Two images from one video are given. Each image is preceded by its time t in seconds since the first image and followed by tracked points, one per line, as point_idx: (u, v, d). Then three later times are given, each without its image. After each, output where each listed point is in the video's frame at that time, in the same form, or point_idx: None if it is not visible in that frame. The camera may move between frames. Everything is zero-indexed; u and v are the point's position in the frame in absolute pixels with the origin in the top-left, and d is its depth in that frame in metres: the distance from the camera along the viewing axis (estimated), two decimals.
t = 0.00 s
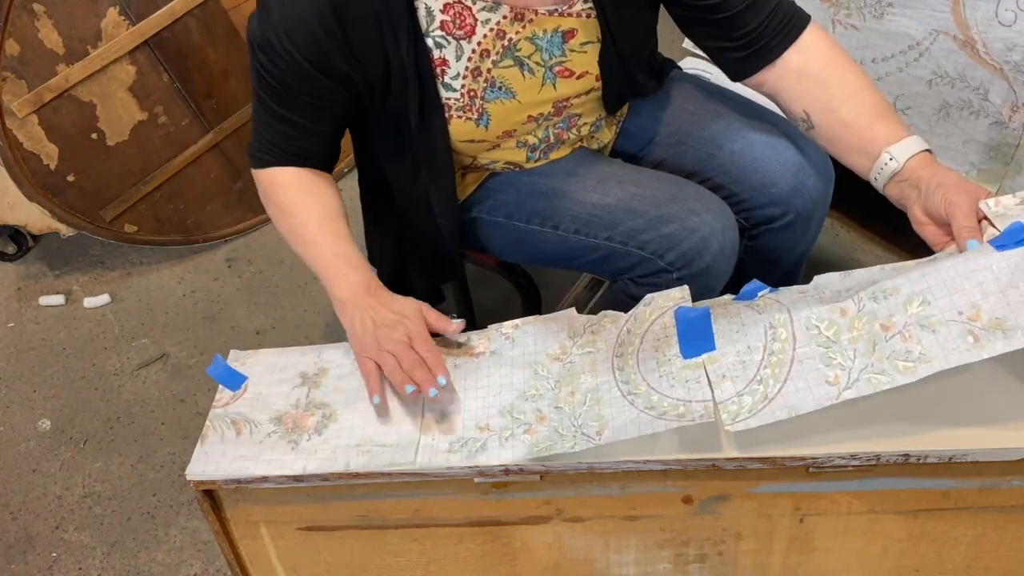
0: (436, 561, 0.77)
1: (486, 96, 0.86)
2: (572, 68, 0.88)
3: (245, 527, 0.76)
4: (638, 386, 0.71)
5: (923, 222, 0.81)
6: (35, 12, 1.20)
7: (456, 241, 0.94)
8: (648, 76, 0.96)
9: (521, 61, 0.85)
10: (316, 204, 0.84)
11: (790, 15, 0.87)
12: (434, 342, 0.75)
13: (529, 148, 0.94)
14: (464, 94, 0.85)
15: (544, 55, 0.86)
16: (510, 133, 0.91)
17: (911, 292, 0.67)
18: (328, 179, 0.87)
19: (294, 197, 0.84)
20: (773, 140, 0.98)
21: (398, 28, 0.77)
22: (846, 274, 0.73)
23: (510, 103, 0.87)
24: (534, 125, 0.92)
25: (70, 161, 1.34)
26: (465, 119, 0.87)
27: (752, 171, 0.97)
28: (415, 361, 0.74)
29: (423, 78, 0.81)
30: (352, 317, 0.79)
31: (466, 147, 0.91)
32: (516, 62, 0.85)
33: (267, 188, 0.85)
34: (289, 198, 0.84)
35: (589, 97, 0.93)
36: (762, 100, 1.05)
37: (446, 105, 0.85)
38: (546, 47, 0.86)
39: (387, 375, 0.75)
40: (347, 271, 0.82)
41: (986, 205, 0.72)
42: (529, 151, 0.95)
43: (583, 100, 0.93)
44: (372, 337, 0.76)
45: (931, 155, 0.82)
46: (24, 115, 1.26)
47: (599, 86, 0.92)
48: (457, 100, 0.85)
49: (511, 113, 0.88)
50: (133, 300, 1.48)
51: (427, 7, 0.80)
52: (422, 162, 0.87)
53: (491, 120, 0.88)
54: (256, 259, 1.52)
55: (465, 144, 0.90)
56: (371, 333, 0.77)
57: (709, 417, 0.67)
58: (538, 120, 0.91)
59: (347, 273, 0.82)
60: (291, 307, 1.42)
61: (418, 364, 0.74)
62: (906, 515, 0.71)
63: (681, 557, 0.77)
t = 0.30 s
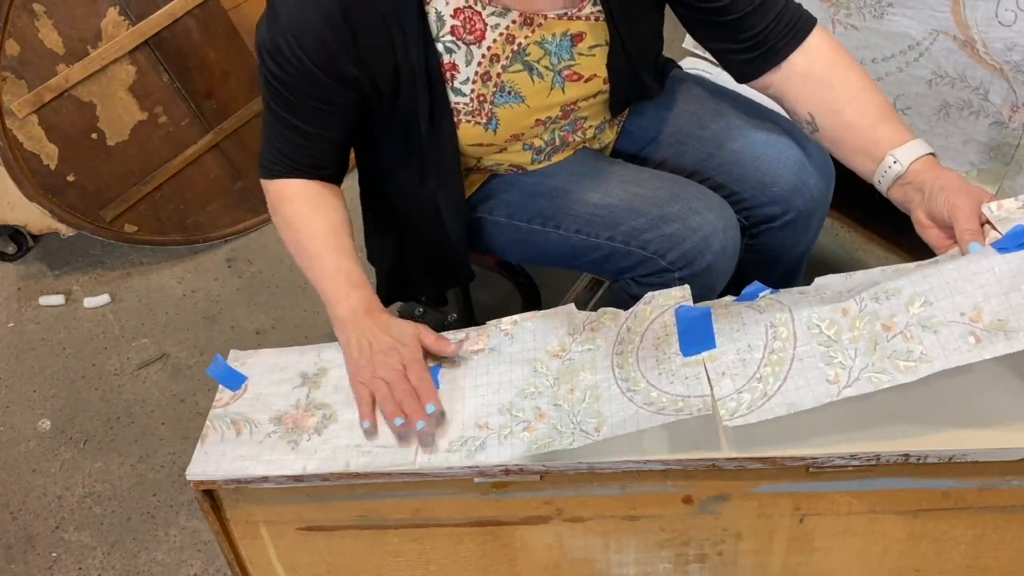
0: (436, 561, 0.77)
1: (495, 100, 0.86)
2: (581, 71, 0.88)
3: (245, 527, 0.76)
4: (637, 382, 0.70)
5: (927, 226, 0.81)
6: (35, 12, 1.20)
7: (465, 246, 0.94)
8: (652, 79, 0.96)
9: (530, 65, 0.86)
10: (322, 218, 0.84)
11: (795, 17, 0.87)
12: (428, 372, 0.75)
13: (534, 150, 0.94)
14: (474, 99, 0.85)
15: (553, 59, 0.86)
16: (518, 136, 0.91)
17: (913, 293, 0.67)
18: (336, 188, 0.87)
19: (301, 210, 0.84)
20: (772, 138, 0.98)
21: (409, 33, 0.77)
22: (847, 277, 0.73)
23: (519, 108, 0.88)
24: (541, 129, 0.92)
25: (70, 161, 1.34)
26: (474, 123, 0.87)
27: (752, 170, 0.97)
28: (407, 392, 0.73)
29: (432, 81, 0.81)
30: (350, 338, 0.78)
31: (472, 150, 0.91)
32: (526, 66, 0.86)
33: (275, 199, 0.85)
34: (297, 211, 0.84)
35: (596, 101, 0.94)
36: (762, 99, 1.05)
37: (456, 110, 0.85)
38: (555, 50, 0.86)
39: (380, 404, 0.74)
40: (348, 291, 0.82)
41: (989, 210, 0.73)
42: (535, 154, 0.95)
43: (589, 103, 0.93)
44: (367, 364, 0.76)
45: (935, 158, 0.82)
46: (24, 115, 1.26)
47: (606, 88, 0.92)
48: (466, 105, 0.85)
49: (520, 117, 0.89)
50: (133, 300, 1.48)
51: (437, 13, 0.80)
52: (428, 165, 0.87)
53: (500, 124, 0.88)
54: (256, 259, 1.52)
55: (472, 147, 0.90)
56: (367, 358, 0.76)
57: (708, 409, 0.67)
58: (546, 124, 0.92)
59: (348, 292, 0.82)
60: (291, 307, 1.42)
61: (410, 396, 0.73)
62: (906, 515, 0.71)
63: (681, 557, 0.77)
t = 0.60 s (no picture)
0: (436, 561, 0.77)
1: (498, 103, 0.86)
2: (583, 74, 0.88)
3: (245, 527, 0.76)
4: (638, 387, 0.71)
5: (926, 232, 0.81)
6: (35, 12, 1.20)
7: (466, 246, 0.94)
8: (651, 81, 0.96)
9: (532, 68, 0.86)
10: (315, 220, 0.84)
11: (797, 21, 0.87)
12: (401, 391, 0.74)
13: (535, 152, 0.94)
14: (477, 101, 0.85)
15: (556, 62, 0.86)
16: (520, 138, 0.91)
17: (912, 297, 0.67)
18: (335, 189, 0.88)
19: (294, 211, 0.84)
20: (773, 139, 0.98)
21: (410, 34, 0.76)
22: (846, 281, 0.73)
23: (521, 111, 0.88)
24: (544, 131, 0.92)
25: (70, 161, 1.34)
26: (477, 125, 0.87)
27: (753, 170, 0.97)
28: (378, 411, 0.72)
29: (434, 83, 0.80)
30: (329, 345, 0.78)
31: (473, 151, 0.91)
32: (528, 69, 0.86)
33: (269, 198, 0.85)
34: (290, 211, 0.84)
35: (597, 103, 0.94)
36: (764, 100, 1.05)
37: (458, 112, 0.85)
38: (557, 54, 0.86)
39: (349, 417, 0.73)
40: (333, 297, 0.82)
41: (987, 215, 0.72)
42: (536, 155, 0.95)
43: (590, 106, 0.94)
44: (342, 375, 0.75)
45: (933, 164, 0.82)
46: (24, 115, 1.25)
47: (608, 91, 0.93)
48: (469, 107, 0.85)
49: (522, 120, 0.89)
50: (132, 300, 1.48)
51: (440, 15, 0.80)
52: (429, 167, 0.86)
53: (502, 126, 0.88)
54: (256, 259, 1.52)
55: (473, 149, 0.90)
56: (343, 367, 0.76)
57: (710, 419, 0.67)
58: (548, 126, 0.92)
59: (333, 298, 0.81)
60: (290, 307, 1.42)
61: (380, 415, 0.72)
62: (906, 515, 0.71)
63: (681, 557, 0.77)
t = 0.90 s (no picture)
0: (436, 561, 0.77)
1: (497, 104, 0.86)
2: (582, 76, 0.88)
3: (245, 527, 0.76)
4: (638, 394, 0.71)
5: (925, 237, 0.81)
6: (35, 12, 1.20)
7: (465, 246, 0.94)
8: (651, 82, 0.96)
9: (532, 69, 0.86)
10: (307, 220, 0.83)
11: (796, 24, 0.87)
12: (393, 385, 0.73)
13: (534, 153, 0.94)
14: (475, 101, 0.85)
15: (555, 63, 0.86)
16: (519, 139, 0.91)
17: (911, 303, 0.67)
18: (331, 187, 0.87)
19: (287, 211, 0.83)
20: (773, 139, 0.98)
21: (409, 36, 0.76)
22: (845, 286, 0.73)
23: (520, 111, 0.88)
24: (542, 132, 0.92)
25: (70, 161, 1.34)
26: (475, 126, 0.87)
27: (753, 170, 0.97)
28: (372, 407, 0.72)
29: (434, 84, 0.80)
30: (322, 344, 0.77)
31: (472, 152, 0.91)
32: (527, 70, 0.86)
33: (263, 196, 0.84)
34: (283, 209, 0.83)
35: (597, 103, 0.94)
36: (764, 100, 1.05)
37: (457, 113, 0.85)
38: (556, 54, 0.86)
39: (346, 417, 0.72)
40: (325, 296, 0.81)
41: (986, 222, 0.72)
42: (535, 155, 0.95)
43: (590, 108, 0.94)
44: (336, 374, 0.74)
45: (931, 169, 0.83)
46: (24, 115, 1.25)
47: (607, 91, 0.93)
48: (467, 108, 0.85)
49: (520, 121, 0.89)
50: (132, 300, 1.48)
51: (439, 16, 0.80)
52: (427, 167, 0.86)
53: (501, 127, 0.88)
54: (256, 259, 1.52)
55: (472, 150, 0.90)
56: (337, 364, 0.75)
57: (712, 426, 0.67)
58: (547, 127, 0.92)
59: (326, 298, 0.81)
60: (290, 307, 1.42)
61: (374, 412, 0.71)
62: (906, 515, 0.71)
63: (681, 557, 0.77)
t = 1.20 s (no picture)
0: (436, 561, 0.77)
1: (495, 106, 0.86)
2: (580, 77, 0.89)
3: (245, 527, 0.76)
4: (640, 403, 0.71)
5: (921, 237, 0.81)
6: (35, 12, 1.20)
7: (464, 246, 0.94)
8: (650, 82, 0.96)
9: (530, 71, 0.86)
10: (305, 203, 0.84)
11: (796, 24, 0.87)
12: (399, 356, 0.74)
13: (534, 153, 0.94)
14: (474, 104, 0.85)
15: (554, 65, 0.86)
16: (518, 140, 0.91)
17: (906, 306, 0.67)
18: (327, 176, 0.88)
19: (286, 194, 0.84)
20: (773, 138, 0.98)
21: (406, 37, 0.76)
22: (842, 289, 0.72)
23: (519, 113, 0.88)
24: (541, 133, 0.92)
25: (70, 161, 1.34)
26: (474, 128, 0.87)
27: (753, 171, 0.97)
28: (380, 377, 0.73)
29: (433, 86, 0.80)
30: (326, 325, 0.77)
31: (471, 153, 0.91)
32: (526, 71, 0.86)
33: (260, 180, 0.85)
34: (278, 193, 0.84)
35: (596, 104, 0.94)
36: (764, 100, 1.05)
37: (456, 115, 0.85)
38: (555, 56, 0.86)
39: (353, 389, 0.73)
40: (326, 277, 0.81)
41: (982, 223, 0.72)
42: (534, 156, 0.95)
43: (588, 109, 0.94)
44: (341, 349, 0.75)
45: (929, 169, 0.82)
46: (24, 115, 1.26)
47: (606, 93, 0.93)
48: (466, 110, 0.85)
49: (519, 122, 0.89)
50: (132, 300, 1.48)
51: (437, 18, 0.80)
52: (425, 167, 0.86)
53: (500, 129, 0.88)
54: (256, 259, 1.52)
55: (471, 151, 0.90)
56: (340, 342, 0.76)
57: (712, 434, 0.67)
58: (546, 128, 0.92)
59: (326, 279, 0.81)
60: (290, 307, 1.42)
61: (382, 381, 0.73)
62: (906, 515, 0.71)
63: (681, 557, 0.77)
